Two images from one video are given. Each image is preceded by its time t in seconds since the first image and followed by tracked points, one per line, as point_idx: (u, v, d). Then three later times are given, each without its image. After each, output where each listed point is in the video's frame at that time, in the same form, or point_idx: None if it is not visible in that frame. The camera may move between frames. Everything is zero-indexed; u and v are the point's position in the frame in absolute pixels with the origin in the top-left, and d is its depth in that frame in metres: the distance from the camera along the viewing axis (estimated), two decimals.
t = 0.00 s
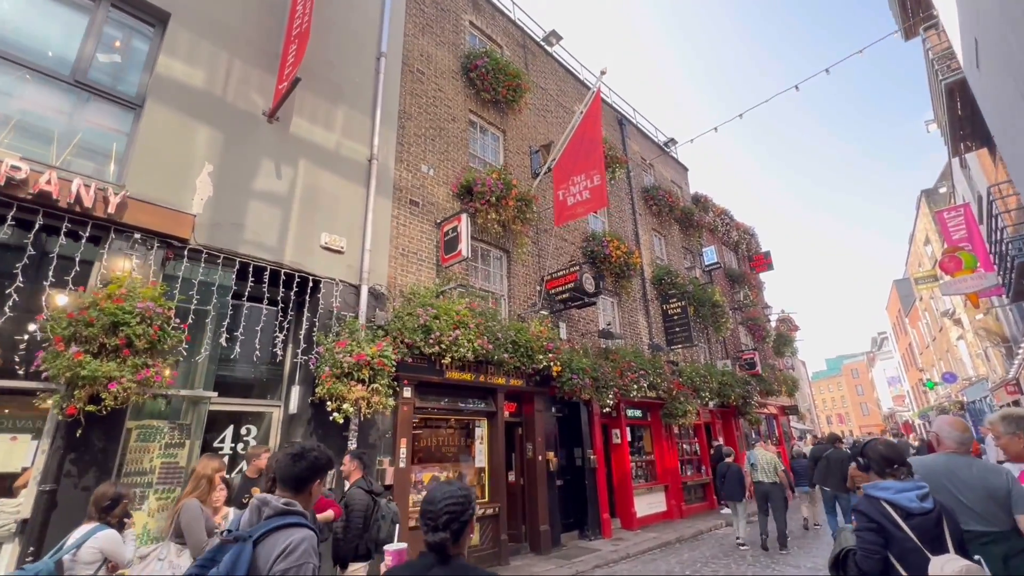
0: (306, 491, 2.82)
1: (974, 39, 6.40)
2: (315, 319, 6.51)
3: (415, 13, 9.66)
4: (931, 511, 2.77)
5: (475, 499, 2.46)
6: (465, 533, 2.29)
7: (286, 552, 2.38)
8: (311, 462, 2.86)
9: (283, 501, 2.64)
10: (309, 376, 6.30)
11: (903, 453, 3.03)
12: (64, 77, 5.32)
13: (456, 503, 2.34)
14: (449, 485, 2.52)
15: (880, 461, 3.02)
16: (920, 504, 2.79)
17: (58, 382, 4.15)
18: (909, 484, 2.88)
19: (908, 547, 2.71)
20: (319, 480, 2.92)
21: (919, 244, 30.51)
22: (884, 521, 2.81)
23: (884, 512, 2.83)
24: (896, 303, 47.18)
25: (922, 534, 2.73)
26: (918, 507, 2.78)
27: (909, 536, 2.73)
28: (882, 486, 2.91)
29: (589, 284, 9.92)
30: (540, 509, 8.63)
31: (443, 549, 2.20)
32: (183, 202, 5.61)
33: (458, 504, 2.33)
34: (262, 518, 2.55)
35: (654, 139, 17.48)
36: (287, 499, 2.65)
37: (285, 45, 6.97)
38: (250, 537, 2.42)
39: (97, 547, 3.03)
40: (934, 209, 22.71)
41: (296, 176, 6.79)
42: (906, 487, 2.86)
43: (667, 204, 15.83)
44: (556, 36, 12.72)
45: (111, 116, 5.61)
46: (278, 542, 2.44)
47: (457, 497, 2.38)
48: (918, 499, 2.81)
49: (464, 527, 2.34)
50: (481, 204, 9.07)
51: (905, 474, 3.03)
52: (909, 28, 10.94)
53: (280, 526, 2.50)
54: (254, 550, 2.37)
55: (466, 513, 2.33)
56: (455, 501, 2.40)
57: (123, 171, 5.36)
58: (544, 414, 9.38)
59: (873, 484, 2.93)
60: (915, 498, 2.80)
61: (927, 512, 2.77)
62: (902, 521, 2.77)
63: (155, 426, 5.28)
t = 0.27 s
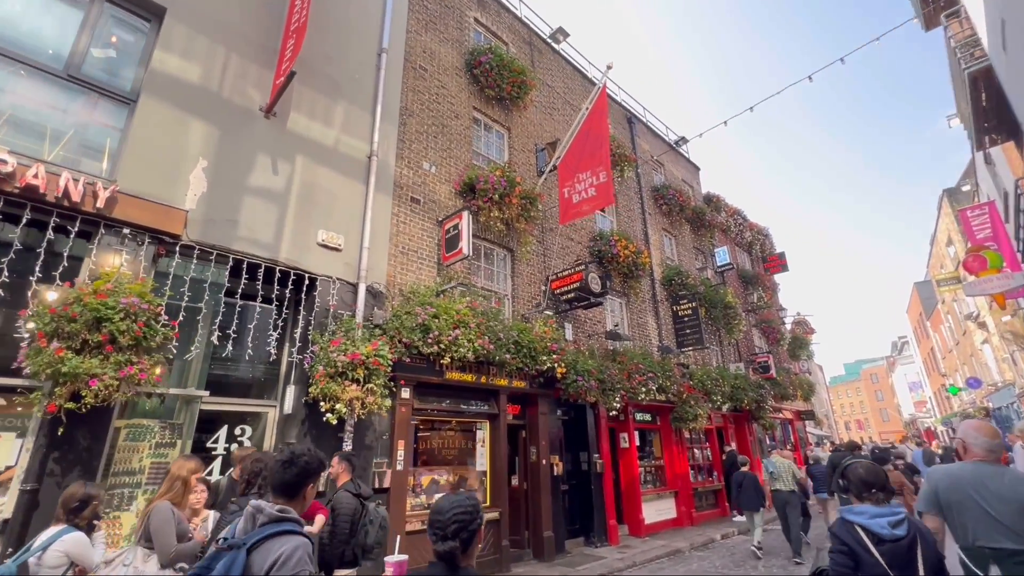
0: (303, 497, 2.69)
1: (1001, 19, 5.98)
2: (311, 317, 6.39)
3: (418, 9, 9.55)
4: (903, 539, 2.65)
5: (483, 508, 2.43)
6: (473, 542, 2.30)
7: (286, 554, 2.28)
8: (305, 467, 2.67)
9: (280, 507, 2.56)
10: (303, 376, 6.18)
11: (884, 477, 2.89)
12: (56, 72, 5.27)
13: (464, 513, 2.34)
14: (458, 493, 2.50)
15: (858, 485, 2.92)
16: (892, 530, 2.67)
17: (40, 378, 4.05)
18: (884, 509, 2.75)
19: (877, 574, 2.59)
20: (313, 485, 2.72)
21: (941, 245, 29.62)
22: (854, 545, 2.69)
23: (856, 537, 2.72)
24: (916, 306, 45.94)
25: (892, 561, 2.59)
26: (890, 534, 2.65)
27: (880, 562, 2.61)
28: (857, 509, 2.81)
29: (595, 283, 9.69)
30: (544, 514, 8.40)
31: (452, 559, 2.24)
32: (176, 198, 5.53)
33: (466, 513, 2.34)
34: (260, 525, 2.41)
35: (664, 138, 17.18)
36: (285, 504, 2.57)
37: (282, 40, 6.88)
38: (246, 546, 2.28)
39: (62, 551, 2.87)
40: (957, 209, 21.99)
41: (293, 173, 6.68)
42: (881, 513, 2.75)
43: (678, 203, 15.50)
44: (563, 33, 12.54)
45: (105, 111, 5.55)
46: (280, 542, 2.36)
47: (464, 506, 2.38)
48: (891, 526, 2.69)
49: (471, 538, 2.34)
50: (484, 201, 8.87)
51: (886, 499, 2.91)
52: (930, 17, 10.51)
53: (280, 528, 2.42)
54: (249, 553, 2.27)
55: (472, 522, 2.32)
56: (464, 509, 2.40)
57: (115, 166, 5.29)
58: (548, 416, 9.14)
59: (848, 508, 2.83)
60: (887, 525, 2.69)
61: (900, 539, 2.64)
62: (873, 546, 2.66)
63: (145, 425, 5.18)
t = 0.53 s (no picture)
0: (299, 495, 2.73)
1: None
2: (306, 316, 6.27)
3: (421, 5, 9.43)
4: (869, 541, 2.96)
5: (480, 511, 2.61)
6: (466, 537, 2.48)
7: (274, 550, 2.35)
8: (300, 467, 2.69)
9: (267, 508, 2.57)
10: (298, 375, 6.05)
11: (859, 485, 3.18)
12: (48, 67, 5.21)
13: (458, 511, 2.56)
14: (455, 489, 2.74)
15: (838, 492, 3.22)
16: (858, 533, 2.98)
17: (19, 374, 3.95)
18: (853, 514, 3.07)
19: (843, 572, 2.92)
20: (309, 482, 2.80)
21: (964, 245, 28.70)
22: (823, 546, 3.05)
23: (827, 539, 3.07)
24: (939, 307, 44.68)
25: (858, 561, 2.92)
26: (856, 536, 2.97)
27: (846, 561, 2.94)
28: (830, 513, 3.14)
29: (600, 282, 9.46)
30: (547, 519, 8.17)
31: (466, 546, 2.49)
32: (167, 193, 5.44)
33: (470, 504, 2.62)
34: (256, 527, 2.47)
35: (674, 135, 16.86)
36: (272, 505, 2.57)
37: (279, 35, 6.79)
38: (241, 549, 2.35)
39: (19, 556, 2.75)
40: (980, 207, 21.26)
41: (290, 169, 6.58)
42: (851, 517, 3.07)
43: (689, 202, 15.17)
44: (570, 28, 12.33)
45: (97, 106, 5.48)
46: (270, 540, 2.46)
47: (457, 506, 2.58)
48: (858, 528, 3.00)
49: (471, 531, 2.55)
50: (486, 198, 8.69)
51: (864, 506, 3.14)
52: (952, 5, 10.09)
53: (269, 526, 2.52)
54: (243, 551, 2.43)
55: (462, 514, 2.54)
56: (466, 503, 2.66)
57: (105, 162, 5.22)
58: (552, 418, 8.92)
59: (822, 512, 3.17)
60: (854, 527, 3.01)
61: (865, 541, 2.95)
62: (842, 547, 2.99)
63: (134, 424, 5.08)
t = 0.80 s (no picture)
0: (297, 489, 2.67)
1: None
2: (299, 310, 6.14)
3: None
4: (878, 551, 2.76)
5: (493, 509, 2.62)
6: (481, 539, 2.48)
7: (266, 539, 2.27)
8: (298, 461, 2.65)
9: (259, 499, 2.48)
10: (289, 371, 5.92)
11: (870, 494, 3.00)
12: (37, 57, 5.15)
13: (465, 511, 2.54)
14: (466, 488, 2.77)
15: (849, 502, 3.06)
16: (867, 542, 2.79)
17: None
18: (863, 523, 2.89)
19: None
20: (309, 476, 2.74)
21: (986, 243, 27.85)
22: (831, 555, 2.87)
23: (835, 547, 2.88)
24: (960, 308, 43.51)
25: (866, 571, 2.74)
26: (864, 545, 2.79)
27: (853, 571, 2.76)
28: (840, 522, 2.96)
29: (605, 279, 9.23)
30: (548, 522, 7.95)
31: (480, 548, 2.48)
32: (156, 185, 5.34)
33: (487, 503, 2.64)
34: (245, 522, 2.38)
35: (684, 131, 16.54)
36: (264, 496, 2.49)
37: (274, 26, 6.69)
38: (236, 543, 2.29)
39: None
40: (1003, 204, 20.57)
41: (284, 161, 6.46)
42: (860, 526, 2.88)
43: (698, 198, 14.84)
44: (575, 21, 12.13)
45: (86, 97, 5.41)
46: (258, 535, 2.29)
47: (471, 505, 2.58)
48: (867, 538, 2.81)
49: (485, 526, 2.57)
50: (486, 193, 8.50)
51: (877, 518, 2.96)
52: None
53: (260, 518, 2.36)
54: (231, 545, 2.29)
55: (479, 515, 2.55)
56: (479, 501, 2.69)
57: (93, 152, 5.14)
58: (555, 418, 8.70)
59: (831, 521, 3.00)
60: (862, 536, 2.82)
61: (874, 551, 2.76)
62: (849, 556, 2.81)
63: (121, 420, 4.97)
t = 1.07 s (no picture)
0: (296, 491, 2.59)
1: None
2: (290, 304, 6.00)
3: None
4: (892, 542, 2.80)
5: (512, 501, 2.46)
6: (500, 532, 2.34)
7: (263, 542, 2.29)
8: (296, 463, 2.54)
9: (256, 503, 2.47)
10: (279, 367, 5.77)
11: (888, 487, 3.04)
12: (22, 44, 5.02)
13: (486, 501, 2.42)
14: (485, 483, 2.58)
15: (867, 493, 3.12)
16: (881, 534, 2.85)
17: None
18: (879, 515, 2.93)
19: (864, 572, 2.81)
20: (308, 480, 2.63)
21: (1008, 242, 26.99)
22: (846, 546, 2.95)
23: (851, 538, 2.95)
24: (979, 308, 42.41)
25: (880, 562, 2.79)
26: (878, 536, 2.84)
27: (867, 561, 2.82)
28: (857, 514, 3.02)
29: (608, 275, 8.99)
30: (548, 523, 7.73)
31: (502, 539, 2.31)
32: (141, 176, 5.22)
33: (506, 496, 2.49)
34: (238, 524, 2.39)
35: (691, 125, 16.21)
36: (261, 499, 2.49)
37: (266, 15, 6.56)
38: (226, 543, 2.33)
39: None
40: None
41: (276, 152, 6.33)
42: (876, 518, 2.93)
43: (706, 194, 14.51)
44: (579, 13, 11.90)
45: (72, 86, 5.27)
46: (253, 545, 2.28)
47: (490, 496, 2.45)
48: (881, 530, 2.87)
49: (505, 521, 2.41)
50: (486, 186, 8.30)
51: (893, 510, 2.99)
52: None
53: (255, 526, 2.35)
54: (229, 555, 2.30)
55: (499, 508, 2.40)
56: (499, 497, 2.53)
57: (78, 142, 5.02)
58: (556, 417, 8.48)
59: (850, 514, 3.05)
60: (875, 528, 2.88)
61: (888, 542, 2.81)
62: (864, 546, 2.87)
63: (104, 416, 4.81)
